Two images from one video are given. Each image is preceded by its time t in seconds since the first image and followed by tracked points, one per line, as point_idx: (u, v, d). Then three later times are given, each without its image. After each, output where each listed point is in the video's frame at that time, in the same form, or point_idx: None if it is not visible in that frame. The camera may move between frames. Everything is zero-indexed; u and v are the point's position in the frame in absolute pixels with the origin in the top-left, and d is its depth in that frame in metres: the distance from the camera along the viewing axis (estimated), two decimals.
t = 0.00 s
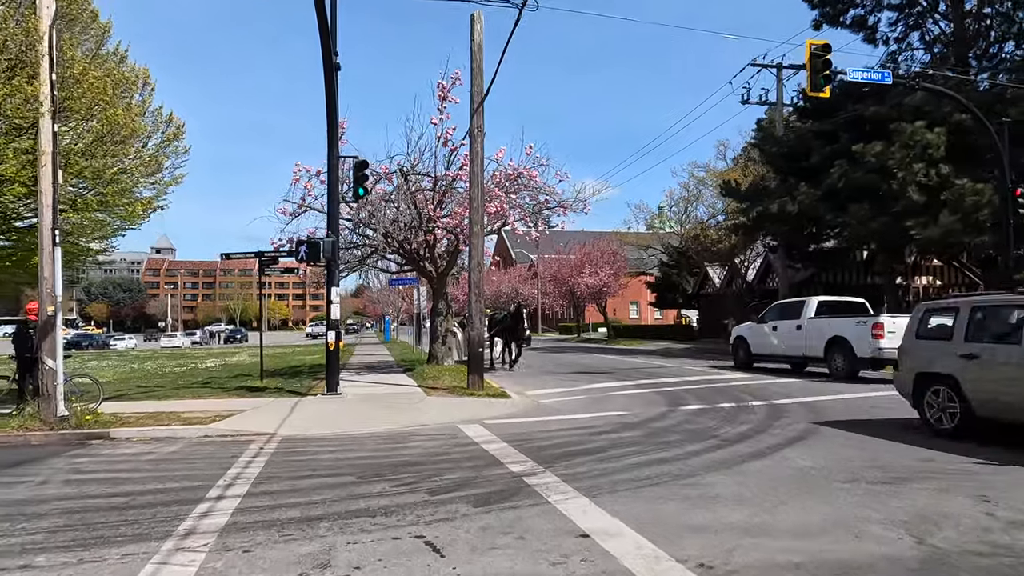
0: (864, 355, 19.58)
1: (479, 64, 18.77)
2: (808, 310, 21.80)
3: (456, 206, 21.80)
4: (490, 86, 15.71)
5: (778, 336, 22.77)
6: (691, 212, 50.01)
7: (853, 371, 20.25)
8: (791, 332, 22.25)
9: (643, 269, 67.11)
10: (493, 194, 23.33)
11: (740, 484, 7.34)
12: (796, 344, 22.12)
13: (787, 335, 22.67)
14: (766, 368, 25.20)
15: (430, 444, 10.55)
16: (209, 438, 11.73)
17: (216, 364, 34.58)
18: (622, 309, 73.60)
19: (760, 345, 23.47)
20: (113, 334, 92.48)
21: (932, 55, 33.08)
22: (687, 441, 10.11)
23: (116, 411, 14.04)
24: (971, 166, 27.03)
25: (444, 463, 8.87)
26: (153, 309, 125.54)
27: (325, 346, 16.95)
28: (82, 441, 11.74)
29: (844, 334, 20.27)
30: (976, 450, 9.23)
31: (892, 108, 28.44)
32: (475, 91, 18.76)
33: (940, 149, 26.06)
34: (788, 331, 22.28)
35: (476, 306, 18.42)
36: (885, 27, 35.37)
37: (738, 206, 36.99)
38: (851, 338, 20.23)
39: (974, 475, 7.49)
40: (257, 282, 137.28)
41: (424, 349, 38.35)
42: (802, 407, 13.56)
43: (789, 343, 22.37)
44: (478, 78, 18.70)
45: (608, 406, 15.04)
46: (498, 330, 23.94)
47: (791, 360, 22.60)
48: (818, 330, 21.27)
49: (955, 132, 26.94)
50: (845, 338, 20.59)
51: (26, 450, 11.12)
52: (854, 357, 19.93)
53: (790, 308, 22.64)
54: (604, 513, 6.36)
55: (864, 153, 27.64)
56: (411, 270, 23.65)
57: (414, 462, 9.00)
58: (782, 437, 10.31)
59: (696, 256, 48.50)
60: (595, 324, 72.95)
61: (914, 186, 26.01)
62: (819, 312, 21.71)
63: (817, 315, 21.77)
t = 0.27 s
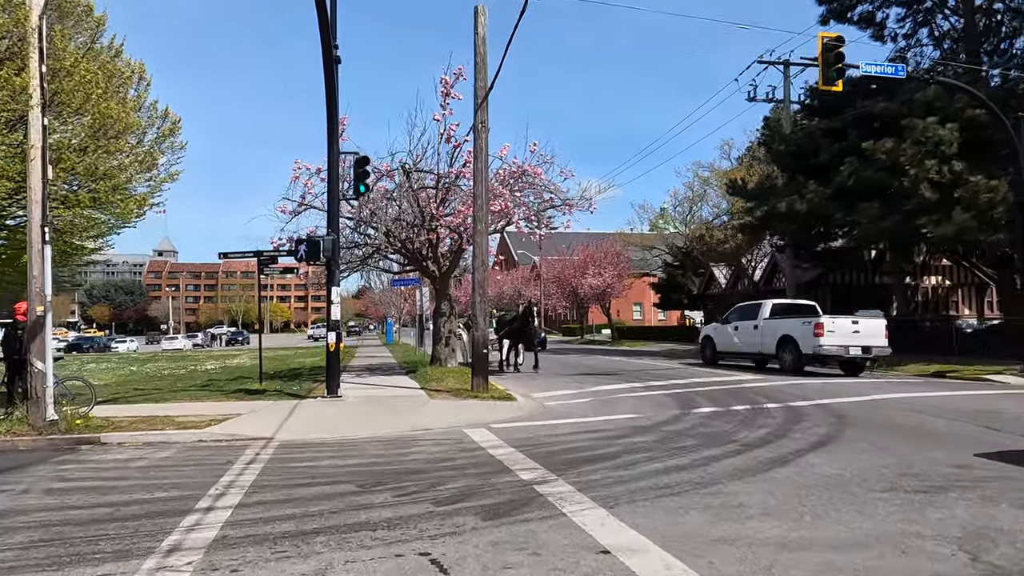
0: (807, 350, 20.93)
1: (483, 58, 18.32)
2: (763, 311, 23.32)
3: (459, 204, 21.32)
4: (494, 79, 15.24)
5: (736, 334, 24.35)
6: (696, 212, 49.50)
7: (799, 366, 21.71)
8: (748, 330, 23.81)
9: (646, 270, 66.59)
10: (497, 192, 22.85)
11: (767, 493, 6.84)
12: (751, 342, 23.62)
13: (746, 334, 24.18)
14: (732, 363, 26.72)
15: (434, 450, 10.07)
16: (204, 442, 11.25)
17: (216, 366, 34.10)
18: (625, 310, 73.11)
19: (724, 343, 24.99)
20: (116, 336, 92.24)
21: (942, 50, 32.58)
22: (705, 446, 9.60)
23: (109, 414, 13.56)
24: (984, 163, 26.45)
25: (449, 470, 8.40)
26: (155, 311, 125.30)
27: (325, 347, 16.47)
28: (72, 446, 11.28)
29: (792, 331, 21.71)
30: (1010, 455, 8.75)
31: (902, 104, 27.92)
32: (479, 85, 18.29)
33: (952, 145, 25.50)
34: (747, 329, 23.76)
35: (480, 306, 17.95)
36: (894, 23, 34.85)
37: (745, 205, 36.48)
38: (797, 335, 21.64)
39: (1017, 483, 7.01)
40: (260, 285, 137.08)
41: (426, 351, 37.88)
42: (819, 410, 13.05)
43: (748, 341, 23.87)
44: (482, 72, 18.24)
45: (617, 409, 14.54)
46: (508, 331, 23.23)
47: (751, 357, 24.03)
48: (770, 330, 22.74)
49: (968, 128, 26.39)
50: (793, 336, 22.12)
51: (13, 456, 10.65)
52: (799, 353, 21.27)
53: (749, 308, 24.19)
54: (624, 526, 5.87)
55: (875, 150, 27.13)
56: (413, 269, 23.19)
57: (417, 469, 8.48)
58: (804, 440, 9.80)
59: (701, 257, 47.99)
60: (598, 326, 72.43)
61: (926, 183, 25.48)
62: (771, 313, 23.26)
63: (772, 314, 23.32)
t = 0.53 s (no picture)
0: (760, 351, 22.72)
1: (486, 56, 17.87)
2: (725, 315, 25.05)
3: (461, 205, 20.86)
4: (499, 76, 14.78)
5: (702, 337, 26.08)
6: (699, 214, 49.04)
7: (754, 366, 23.43)
8: (712, 333, 25.58)
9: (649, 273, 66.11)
10: (500, 193, 22.38)
11: (799, 514, 6.34)
12: (715, 344, 25.35)
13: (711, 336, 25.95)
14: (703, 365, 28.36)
15: (438, 461, 9.58)
16: (197, 453, 10.76)
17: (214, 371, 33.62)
18: (628, 313, 72.63)
19: (691, 344, 26.78)
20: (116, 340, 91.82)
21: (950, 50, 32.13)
22: (724, 458, 9.09)
23: (100, 423, 13.08)
24: (997, 163, 25.92)
25: (454, 484, 7.91)
26: (156, 314, 124.92)
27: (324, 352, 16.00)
28: (59, 457, 10.80)
29: (748, 333, 23.50)
30: None
31: (912, 103, 27.43)
32: (482, 83, 17.84)
33: (964, 145, 24.98)
34: (711, 332, 25.49)
35: (484, 310, 17.47)
36: (901, 22, 34.39)
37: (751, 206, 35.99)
38: (752, 338, 23.38)
39: None
40: (261, 287, 136.72)
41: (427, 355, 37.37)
42: (837, 418, 12.56)
43: (711, 343, 25.67)
44: (486, 70, 17.79)
45: (627, 416, 14.04)
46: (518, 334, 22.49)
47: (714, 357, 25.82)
48: (730, 332, 24.42)
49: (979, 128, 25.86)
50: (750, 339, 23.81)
51: None
52: (754, 353, 23.04)
53: (714, 313, 25.98)
54: (647, 550, 5.39)
55: (885, 151, 26.63)
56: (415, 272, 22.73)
57: (421, 483, 7.99)
58: (827, 452, 9.30)
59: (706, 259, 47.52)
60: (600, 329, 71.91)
61: (937, 184, 24.96)
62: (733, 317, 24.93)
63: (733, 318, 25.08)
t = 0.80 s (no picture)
0: (720, 349, 24.48)
1: (489, 47, 17.41)
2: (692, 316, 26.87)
3: (463, 203, 20.41)
4: (502, 67, 14.31)
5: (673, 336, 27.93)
6: (703, 213, 48.58)
7: (715, 363, 25.21)
8: (681, 332, 27.43)
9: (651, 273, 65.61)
10: (503, 191, 21.93)
11: (833, 527, 5.86)
12: (683, 343, 27.22)
13: (680, 335, 27.82)
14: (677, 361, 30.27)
15: (441, 467, 9.07)
16: (188, 458, 10.28)
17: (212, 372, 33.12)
18: (629, 314, 72.12)
19: (664, 343, 28.56)
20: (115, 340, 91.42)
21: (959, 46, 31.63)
22: (743, 464, 8.61)
23: (88, 426, 12.58)
24: (1009, 160, 25.39)
25: (458, 493, 7.39)
26: (156, 315, 124.51)
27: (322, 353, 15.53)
28: (44, 462, 10.31)
29: (710, 334, 25.23)
30: None
31: (921, 100, 26.96)
32: (485, 77, 17.37)
33: (976, 142, 24.48)
34: (680, 331, 27.34)
35: (487, 310, 17.00)
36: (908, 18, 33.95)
37: (756, 205, 35.49)
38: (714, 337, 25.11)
39: None
40: (261, 288, 136.27)
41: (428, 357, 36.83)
42: (856, 421, 12.06)
43: (680, 342, 27.44)
44: (489, 62, 17.33)
45: (635, 419, 13.55)
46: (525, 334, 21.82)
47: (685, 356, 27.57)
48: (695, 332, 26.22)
49: (991, 125, 25.34)
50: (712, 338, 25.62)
51: None
52: (715, 351, 24.78)
53: (684, 314, 27.85)
54: (667, 568, 4.93)
55: (894, 148, 26.16)
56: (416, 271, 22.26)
57: (422, 492, 7.51)
58: (851, 458, 8.82)
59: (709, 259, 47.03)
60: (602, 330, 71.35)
61: (948, 181, 24.49)
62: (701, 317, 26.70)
63: (699, 319, 26.83)
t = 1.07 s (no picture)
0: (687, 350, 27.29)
1: (492, 43, 16.92)
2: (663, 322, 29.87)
3: (464, 204, 19.93)
4: (507, 63, 13.81)
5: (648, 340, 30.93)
6: (705, 216, 48.15)
7: (683, 364, 28.20)
8: (654, 336, 30.48)
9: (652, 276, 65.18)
10: (505, 191, 21.45)
11: (875, 555, 5.34)
12: (656, 345, 30.26)
13: (654, 339, 30.93)
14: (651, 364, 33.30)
15: (443, 481, 8.57)
16: (177, 469, 9.76)
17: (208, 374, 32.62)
18: (630, 317, 71.67)
19: (640, 345, 31.45)
20: (113, 342, 90.90)
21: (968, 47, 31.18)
22: (764, 479, 8.11)
23: (73, 433, 12.06)
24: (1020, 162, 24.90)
25: (462, 512, 6.89)
26: (154, 316, 123.92)
27: (319, 358, 15.03)
28: (24, 473, 9.79)
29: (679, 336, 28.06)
30: None
31: (930, 101, 26.50)
32: (488, 73, 16.90)
33: (987, 144, 23.99)
34: (653, 335, 30.41)
35: (489, 314, 16.50)
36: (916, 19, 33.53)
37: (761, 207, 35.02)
38: (682, 340, 28.09)
39: None
40: (260, 290, 135.79)
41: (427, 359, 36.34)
42: (875, 432, 11.57)
43: (654, 344, 30.40)
44: (492, 59, 16.85)
45: (644, 427, 13.04)
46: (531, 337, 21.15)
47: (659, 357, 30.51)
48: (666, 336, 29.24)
49: (1001, 126, 24.85)
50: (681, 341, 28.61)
51: None
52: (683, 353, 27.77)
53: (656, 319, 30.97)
54: None
55: (903, 149, 25.69)
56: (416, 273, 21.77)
57: (423, 510, 7.00)
58: (878, 473, 8.32)
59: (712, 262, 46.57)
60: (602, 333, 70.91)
61: (958, 183, 23.99)
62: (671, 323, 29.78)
63: (670, 323, 29.82)
